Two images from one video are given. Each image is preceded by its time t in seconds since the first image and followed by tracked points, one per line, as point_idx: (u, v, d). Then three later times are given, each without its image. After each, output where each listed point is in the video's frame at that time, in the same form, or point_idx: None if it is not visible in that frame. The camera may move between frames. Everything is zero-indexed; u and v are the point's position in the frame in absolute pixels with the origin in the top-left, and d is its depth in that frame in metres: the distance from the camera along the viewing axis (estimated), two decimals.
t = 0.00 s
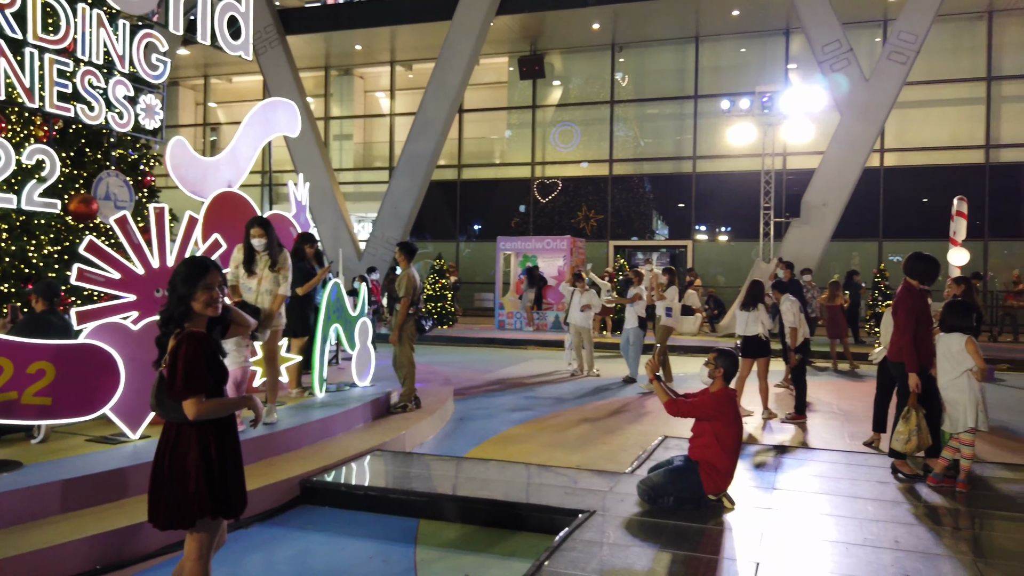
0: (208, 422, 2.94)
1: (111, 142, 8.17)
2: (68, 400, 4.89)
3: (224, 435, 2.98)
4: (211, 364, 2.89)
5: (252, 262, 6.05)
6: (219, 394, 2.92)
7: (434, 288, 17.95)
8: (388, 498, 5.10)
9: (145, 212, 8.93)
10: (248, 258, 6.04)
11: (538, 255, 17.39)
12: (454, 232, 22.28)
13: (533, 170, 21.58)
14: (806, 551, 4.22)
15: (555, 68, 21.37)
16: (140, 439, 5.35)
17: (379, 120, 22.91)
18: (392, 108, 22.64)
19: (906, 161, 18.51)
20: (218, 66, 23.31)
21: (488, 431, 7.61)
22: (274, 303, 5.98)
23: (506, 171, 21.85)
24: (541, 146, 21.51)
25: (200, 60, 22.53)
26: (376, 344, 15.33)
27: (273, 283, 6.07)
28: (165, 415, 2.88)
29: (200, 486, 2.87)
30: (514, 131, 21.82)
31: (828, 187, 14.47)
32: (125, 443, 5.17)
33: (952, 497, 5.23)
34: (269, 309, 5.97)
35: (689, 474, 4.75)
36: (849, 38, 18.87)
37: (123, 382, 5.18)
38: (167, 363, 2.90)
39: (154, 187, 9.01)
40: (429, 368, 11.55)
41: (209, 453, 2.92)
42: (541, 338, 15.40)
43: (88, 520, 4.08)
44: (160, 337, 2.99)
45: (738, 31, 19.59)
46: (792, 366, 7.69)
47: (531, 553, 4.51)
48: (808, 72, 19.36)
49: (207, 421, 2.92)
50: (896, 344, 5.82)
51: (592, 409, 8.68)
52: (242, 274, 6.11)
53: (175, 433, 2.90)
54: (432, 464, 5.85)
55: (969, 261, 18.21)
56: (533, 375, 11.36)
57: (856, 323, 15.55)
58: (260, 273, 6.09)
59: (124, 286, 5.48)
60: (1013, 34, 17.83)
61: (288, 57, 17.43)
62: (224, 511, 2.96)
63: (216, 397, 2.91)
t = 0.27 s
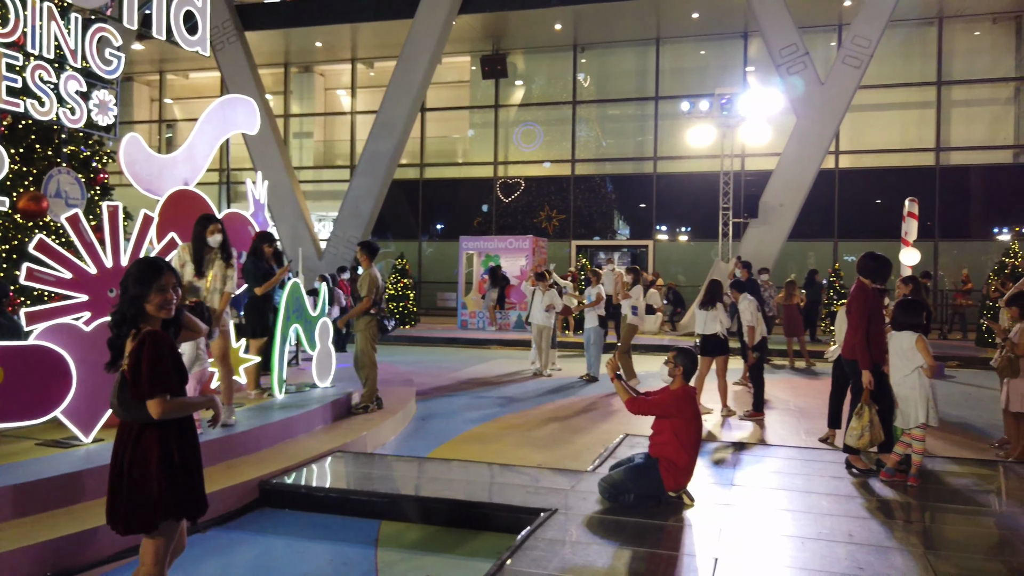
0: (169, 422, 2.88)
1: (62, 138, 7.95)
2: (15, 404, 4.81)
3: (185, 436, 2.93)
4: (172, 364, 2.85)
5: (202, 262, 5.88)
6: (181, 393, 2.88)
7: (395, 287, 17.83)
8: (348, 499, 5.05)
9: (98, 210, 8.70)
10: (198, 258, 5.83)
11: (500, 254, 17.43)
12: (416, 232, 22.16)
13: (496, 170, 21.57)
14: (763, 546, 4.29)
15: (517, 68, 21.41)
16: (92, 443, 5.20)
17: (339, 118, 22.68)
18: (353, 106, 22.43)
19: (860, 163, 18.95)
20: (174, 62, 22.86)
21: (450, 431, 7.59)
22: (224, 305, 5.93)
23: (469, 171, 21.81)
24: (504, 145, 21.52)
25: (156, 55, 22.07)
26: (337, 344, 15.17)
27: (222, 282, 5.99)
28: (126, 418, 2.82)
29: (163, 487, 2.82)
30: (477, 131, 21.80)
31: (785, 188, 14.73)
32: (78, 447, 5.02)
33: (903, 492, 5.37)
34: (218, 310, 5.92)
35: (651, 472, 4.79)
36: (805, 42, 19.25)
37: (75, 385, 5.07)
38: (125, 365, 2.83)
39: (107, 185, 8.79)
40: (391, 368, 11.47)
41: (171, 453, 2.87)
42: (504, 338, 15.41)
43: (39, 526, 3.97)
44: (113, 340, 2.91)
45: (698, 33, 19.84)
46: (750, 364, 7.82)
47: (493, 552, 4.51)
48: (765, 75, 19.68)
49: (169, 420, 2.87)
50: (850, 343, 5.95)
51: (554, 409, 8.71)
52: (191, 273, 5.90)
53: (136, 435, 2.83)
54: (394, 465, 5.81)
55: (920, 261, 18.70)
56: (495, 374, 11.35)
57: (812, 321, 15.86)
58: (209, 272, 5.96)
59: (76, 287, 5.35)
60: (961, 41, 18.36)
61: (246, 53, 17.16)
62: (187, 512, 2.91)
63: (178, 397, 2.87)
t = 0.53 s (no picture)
0: (133, 424, 2.86)
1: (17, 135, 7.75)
2: None
3: (146, 438, 2.92)
4: (135, 365, 2.84)
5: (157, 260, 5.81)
6: (143, 394, 2.87)
7: (361, 287, 17.71)
8: (313, 500, 5.03)
9: (54, 209, 8.51)
10: (153, 258, 5.75)
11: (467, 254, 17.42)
12: (382, 232, 22.03)
13: (462, 169, 21.54)
14: (726, 541, 4.35)
15: (483, 68, 21.42)
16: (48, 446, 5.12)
17: (304, 116, 22.46)
18: (317, 104, 22.22)
19: (820, 165, 19.31)
20: (133, 57, 22.42)
21: (416, 431, 7.58)
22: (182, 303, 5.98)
23: (435, 170, 21.75)
24: (470, 145, 21.51)
25: (114, 50, 21.62)
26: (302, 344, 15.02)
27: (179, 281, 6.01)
28: (87, 419, 2.79)
29: (126, 490, 2.80)
30: (443, 130, 21.75)
31: (747, 189, 14.96)
32: (35, 450, 4.93)
33: (861, 486, 5.49)
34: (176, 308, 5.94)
35: (615, 467, 4.77)
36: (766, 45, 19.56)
37: (30, 387, 4.98)
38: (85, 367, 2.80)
39: (64, 183, 8.60)
40: (357, 368, 11.39)
41: (134, 455, 2.85)
42: (470, 337, 15.41)
43: None
44: (71, 342, 2.88)
45: (662, 36, 20.05)
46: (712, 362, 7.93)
47: (459, 552, 4.52)
48: (728, 77, 19.95)
49: (133, 422, 2.85)
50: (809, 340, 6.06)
51: (520, 408, 8.74)
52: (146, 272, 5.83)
53: (96, 438, 2.81)
54: (359, 465, 5.79)
55: (877, 261, 19.12)
56: (461, 374, 11.35)
57: (773, 320, 16.12)
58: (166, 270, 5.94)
59: (32, 287, 5.20)
60: (917, 46, 18.81)
61: (208, 49, 16.90)
62: (150, 514, 2.89)
63: (140, 398, 2.85)
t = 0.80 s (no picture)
0: (96, 426, 2.81)
1: None
2: None
3: (110, 441, 2.86)
4: (101, 366, 2.79)
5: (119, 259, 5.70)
6: (108, 396, 2.81)
7: (329, 287, 17.56)
8: (279, 502, 4.97)
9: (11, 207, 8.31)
10: (115, 257, 5.65)
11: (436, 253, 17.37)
12: (350, 231, 21.86)
13: (432, 169, 21.47)
14: (692, 538, 4.40)
15: (453, 67, 21.39)
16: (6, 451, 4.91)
17: (270, 114, 22.21)
18: (284, 102, 21.99)
19: (785, 166, 19.59)
20: (95, 53, 21.98)
21: (384, 431, 7.53)
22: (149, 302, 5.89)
23: (404, 169, 21.65)
24: (439, 144, 21.45)
25: (75, 46, 21.19)
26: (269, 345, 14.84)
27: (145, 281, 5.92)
28: (50, 422, 2.73)
29: (89, 494, 2.74)
30: (412, 130, 21.67)
31: (714, 189, 15.12)
32: None
33: (824, 483, 5.59)
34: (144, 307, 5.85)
35: (583, 468, 4.84)
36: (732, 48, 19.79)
37: None
38: (48, 368, 2.74)
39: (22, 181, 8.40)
40: (325, 369, 11.29)
41: (97, 458, 2.79)
42: (440, 337, 15.37)
43: None
44: (32, 343, 2.81)
45: (630, 37, 20.19)
46: (679, 361, 8.01)
47: (429, 552, 4.50)
48: (695, 78, 20.15)
49: (100, 423, 2.81)
50: (775, 338, 6.13)
51: (489, 407, 8.73)
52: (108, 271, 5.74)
53: (58, 441, 2.74)
54: (326, 466, 5.74)
55: (841, 260, 19.45)
56: (430, 374, 11.31)
57: (739, 319, 16.31)
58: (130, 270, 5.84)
59: None
60: (878, 50, 19.18)
61: (172, 46, 16.63)
62: (113, 518, 2.84)
63: (105, 400, 2.80)
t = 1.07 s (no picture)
0: (65, 429, 2.78)
1: None
2: None
3: (77, 443, 2.82)
4: (69, 367, 2.75)
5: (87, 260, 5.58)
6: (76, 398, 2.77)
7: (300, 287, 17.41)
8: (249, 505, 4.92)
9: None
10: (84, 258, 5.55)
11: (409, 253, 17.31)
12: (322, 231, 21.69)
13: (404, 168, 21.38)
14: (663, 536, 4.43)
15: (425, 66, 21.33)
16: None
17: (241, 112, 21.96)
18: (254, 100, 21.75)
19: (755, 167, 19.82)
20: (60, 49, 21.57)
21: (357, 432, 7.48)
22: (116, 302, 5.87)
23: (376, 168, 21.53)
24: (412, 144, 21.37)
25: (39, 41, 20.78)
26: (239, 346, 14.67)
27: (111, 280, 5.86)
28: (16, 425, 2.67)
29: (58, 497, 2.70)
30: (385, 129, 21.56)
31: (685, 189, 15.24)
32: None
33: (793, 480, 5.66)
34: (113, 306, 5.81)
35: (557, 466, 4.78)
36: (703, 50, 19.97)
37: None
38: (13, 370, 2.69)
39: None
40: (296, 369, 11.19)
41: (66, 461, 2.75)
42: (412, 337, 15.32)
43: None
44: None
45: (603, 38, 20.29)
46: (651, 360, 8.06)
47: (401, 553, 4.48)
48: (667, 80, 20.29)
49: (67, 426, 2.76)
50: (745, 337, 6.21)
51: (462, 407, 8.72)
52: (74, 271, 5.61)
53: (25, 444, 2.69)
54: (297, 468, 5.69)
55: (809, 260, 19.72)
56: (403, 374, 11.27)
57: (710, 318, 16.46)
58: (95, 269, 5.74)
59: None
60: (846, 53, 19.48)
61: (140, 42, 16.37)
62: (82, 522, 2.80)
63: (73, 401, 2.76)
